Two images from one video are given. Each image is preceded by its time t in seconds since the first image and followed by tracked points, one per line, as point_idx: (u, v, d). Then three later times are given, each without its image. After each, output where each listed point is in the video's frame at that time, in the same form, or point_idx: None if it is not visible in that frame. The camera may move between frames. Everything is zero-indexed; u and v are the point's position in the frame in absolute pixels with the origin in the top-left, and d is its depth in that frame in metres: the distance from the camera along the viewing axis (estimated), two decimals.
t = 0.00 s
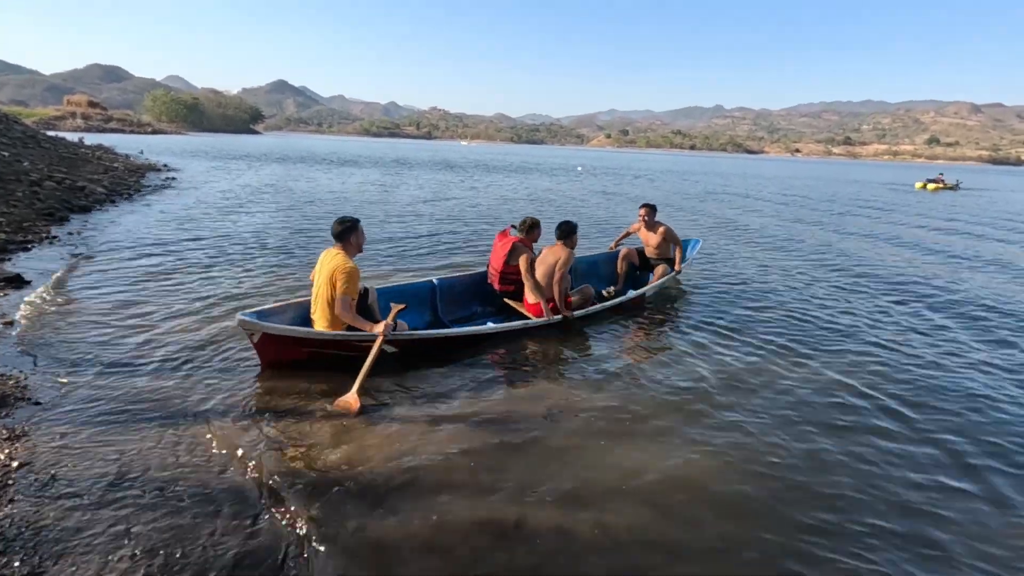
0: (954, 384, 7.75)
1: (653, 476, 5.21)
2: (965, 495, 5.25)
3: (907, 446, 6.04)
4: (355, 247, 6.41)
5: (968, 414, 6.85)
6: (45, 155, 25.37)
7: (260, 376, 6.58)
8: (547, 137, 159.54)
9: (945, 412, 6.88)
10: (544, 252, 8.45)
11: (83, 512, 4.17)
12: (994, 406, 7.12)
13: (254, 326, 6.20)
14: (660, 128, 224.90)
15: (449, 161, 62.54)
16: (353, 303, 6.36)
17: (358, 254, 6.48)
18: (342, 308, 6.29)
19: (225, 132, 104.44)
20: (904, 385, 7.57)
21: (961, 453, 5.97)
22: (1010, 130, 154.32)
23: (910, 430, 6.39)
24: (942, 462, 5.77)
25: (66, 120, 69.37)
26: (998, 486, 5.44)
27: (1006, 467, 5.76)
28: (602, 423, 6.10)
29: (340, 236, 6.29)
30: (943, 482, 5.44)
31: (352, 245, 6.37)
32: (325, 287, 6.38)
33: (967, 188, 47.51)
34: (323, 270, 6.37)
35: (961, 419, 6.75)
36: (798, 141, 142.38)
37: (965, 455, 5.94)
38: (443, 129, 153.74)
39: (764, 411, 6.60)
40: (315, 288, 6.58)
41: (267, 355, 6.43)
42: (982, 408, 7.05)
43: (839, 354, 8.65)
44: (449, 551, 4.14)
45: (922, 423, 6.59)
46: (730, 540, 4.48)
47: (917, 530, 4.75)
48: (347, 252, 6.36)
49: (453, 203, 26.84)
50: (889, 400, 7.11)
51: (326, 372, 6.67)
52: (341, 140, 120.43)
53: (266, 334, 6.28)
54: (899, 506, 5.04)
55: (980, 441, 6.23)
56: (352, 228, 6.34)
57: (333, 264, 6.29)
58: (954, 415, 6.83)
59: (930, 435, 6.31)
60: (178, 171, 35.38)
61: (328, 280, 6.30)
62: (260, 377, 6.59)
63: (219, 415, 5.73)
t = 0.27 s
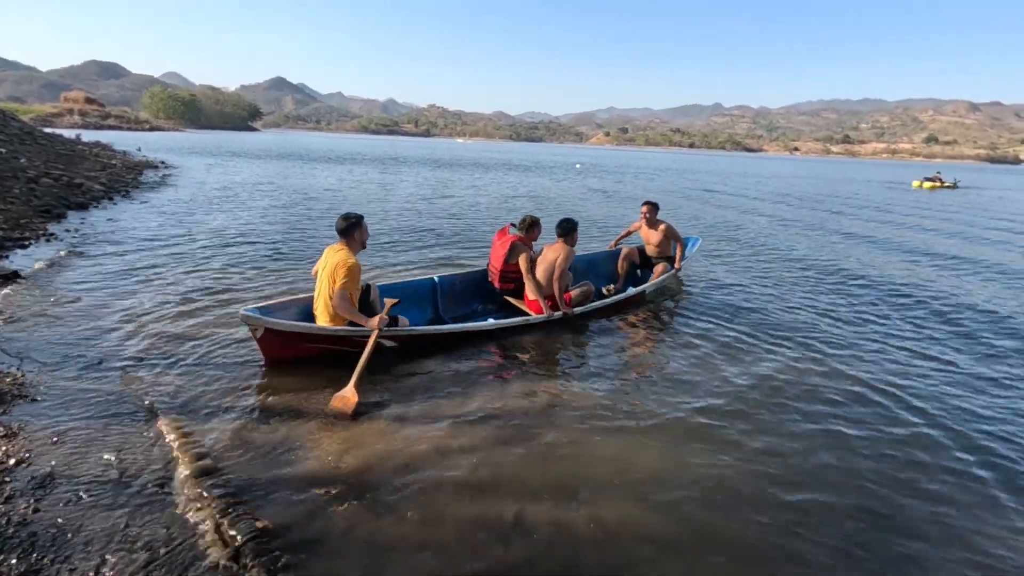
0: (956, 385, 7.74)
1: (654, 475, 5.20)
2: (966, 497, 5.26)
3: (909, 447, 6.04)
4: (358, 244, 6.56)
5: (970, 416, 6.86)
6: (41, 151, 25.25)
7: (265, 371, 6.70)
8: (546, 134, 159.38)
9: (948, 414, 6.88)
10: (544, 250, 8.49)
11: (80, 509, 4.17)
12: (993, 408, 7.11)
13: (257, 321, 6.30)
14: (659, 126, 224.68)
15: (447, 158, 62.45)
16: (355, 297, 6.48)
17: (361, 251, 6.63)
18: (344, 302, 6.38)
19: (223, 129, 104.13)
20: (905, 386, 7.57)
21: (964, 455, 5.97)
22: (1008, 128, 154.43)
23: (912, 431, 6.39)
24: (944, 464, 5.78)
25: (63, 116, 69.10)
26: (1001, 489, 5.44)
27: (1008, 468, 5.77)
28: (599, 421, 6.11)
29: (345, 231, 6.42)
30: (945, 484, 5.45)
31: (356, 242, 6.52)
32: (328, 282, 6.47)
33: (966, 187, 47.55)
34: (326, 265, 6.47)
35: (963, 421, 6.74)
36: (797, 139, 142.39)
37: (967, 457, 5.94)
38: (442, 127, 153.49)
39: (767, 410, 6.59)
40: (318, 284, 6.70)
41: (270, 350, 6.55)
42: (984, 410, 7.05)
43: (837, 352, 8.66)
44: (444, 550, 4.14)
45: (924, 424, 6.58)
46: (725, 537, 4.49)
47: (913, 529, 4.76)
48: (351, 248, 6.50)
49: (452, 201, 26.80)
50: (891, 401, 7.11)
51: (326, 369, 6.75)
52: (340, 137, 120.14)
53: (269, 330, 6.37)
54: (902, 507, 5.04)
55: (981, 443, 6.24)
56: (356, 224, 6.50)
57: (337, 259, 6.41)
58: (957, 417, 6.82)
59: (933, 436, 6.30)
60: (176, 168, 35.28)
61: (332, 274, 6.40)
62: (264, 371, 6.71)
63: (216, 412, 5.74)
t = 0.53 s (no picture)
0: (954, 378, 7.74)
1: (648, 468, 5.19)
2: (964, 490, 5.25)
3: (907, 440, 6.03)
4: (360, 237, 6.59)
5: (968, 410, 6.84)
6: (34, 142, 25.01)
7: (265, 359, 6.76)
8: (543, 128, 158.91)
9: (946, 408, 6.86)
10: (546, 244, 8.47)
11: (76, 501, 4.14)
12: (989, 400, 7.14)
13: (258, 317, 6.35)
14: (657, 121, 224.34)
15: (445, 151, 62.20)
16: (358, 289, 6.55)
17: (362, 244, 6.66)
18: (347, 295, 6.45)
19: (219, 121, 103.39)
20: (903, 380, 7.56)
21: (962, 448, 5.95)
22: (1004, 125, 154.74)
23: (910, 424, 6.37)
24: (942, 456, 5.77)
25: (57, 107, 68.43)
26: (999, 482, 5.42)
27: (1006, 461, 5.75)
28: (595, 414, 6.11)
29: (346, 225, 6.45)
30: (942, 477, 5.43)
31: (357, 235, 6.55)
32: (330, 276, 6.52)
33: (962, 183, 47.69)
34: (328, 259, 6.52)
35: (961, 414, 6.73)
36: (794, 134, 142.39)
37: (965, 450, 5.92)
38: (439, 120, 152.82)
39: (765, 403, 6.58)
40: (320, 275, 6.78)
41: (270, 342, 6.64)
42: (982, 404, 7.04)
43: (834, 346, 8.68)
44: (440, 539, 4.14)
45: (922, 417, 6.58)
46: (720, 528, 4.51)
47: (910, 519, 4.78)
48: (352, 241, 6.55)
49: (449, 194, 26.71)
50: (889, 394, 7.10)
51: (325, 361, 6.82)
52: (336, 130, 119.44)
53: (270, 325, 6.43)
54: (899, 501, 5.03)
55: (979, 437, 6.22)
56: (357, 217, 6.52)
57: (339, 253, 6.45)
58: (955, 411, 6.80)
59: (930, 428, 6.33)
60: (171, 160, 35.02)
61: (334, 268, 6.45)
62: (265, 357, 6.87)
63: (213, 404, 5.72)
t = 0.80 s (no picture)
0: (947, 376, 7.79)
1: (643, 463, 5.19)
2: (959, 490, 5.25)
3: (902, 439, 6.04)
4: (358, 231, 6.59)
5: (964, 409, 6.85)
6: (28, 133, 24.84)
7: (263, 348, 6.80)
8: (541, 123, 158.50)
9: (941, 406, 6.88)
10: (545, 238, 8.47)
11: (69, 494, 4.13)
12: (982, 398, 7.20)
13: (258, 310, 6.35)
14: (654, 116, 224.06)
15: (442, 145, 61.98)
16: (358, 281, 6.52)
17: (360, 238, 6.66)
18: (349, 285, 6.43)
19: (214, 113, 102.83)
20: (899, 379, 7.56)
21: (956, 446, 6.00)
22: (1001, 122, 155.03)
23: (905, 423, 6.39)
24: (937, 455, 5.78)
25: (50, 98, 67.86)
26: (993, 482, 5.44)
27: (1001, 461, 5.76)
28: (591, 409, 6.13)
29: (344, 218, 6.46)
30: (937, 476, 5.44)
31: (355, 229, 6.55)
32: (331, 270, 6.53)
33: (958, 180, 47.79)
34: (327, 254, 6.54)
35: (956, 413, 6.74)
36: (792, 130, 142.51)
37: (960, 450, 5.93)
38: (436, 114, 152.03)
39: (759, 400, 6.62)
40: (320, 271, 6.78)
41: (270, 334, 6.65)
42: (977, 403, 7.05)
43: (829, 343, 8.72)
44: (433, 531, 4.15)
45: (918, 416, 6.59)
46: (713, 522, 4.53)
47: (901, 516, 4.82)
48: (350, 235, 6.56)
49: (446, 189, 26.65)
50: (884, 393, 7.11)
51: (324, 353, 6.83)
52: (332, 123, 118.90)
53: (270, 318, 6.43)
54: (893, 499, 5.04)
55: (975, 436, 6.23)
56: (355, 210, 6.54)
57: (337, 245, 6.47)
58: (951, 410, 6.81)
59: (923, 425, 6.38)
60: (166, 153, 34.84)
61: (334, 260, 6.46)
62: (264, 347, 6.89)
63: (209, 398, 5.70)
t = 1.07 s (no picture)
0: (942, 375, 7.84)
1: (641, 461, 5.21)
2: (960, 494, 5.21)
3: (902, 441, 6.00)
4: (360, 227, 6.60)
5: (961, 410, 6.86)
6: (25, 129, 24.79)
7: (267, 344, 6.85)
8: (540, 120, 158.37)
9: (942, 409, 6.84)
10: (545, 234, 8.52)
11: (68, 489, 4.15)
12: (976, 396, 7.25)
13: (262, 304, 6.35)
14: (653, 114, 223.92)
15: (442, 143, 61.92)
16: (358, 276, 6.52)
17: (363, 234, 6.66)
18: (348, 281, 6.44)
19: (212, 110, 102.60)
20: (900, 381, 7.52)
21: (950, 444, 6.04)
22: (999, 121, 155.20)
23: (905, 425, 6.36)
24: (937, 458, 5.74)
25: (48, 95, 67.68)
26: (991, 482, 5.45)
27: (994, 459, 5.82)
28: (589, 405, 6.15)
29: (347, 213, 6.50)
30: (937, 479, 5.41)
31: (357, 224, 6.56)
32: (333, 265, 6.58)
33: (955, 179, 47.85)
34: (330, 249, 6.58)
35: (957, 416, 6.71)
36: (790, 128, 142.53)
37: (961, 453, 5.90)
38: (435, 111, 151.85)
39: (755, 398, 6.66)
40: (322, 265, 6.81)
41: (274, 329, 6.64)
42: (978, 406, 7.01)
43: (826, 341, 8.76)
44: (430, 526, 4.18)
45: (918, 418, 6.55)
46: (708, 518, 4.56)
47: (896, 512, 4.87)
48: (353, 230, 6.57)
49: (445, 186, 26.66)
50: (885, 394, 7.08)
51: (328, 348, 6.84)
52: (331, 120, 118.69)
53: (274, 312, 6.42)
54: (894, 501, 5.01)
55: (969, 435, 6.28)
56: (357, 206, 6.55)
57: (339, 240, 6.49)
58: (945, 409, 6.86)
59: (917, 423, 6.43)
60: (164, 149, 34.79)
61: (336, 255, 6.49)
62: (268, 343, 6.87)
63: (208, 393, 5.72)
